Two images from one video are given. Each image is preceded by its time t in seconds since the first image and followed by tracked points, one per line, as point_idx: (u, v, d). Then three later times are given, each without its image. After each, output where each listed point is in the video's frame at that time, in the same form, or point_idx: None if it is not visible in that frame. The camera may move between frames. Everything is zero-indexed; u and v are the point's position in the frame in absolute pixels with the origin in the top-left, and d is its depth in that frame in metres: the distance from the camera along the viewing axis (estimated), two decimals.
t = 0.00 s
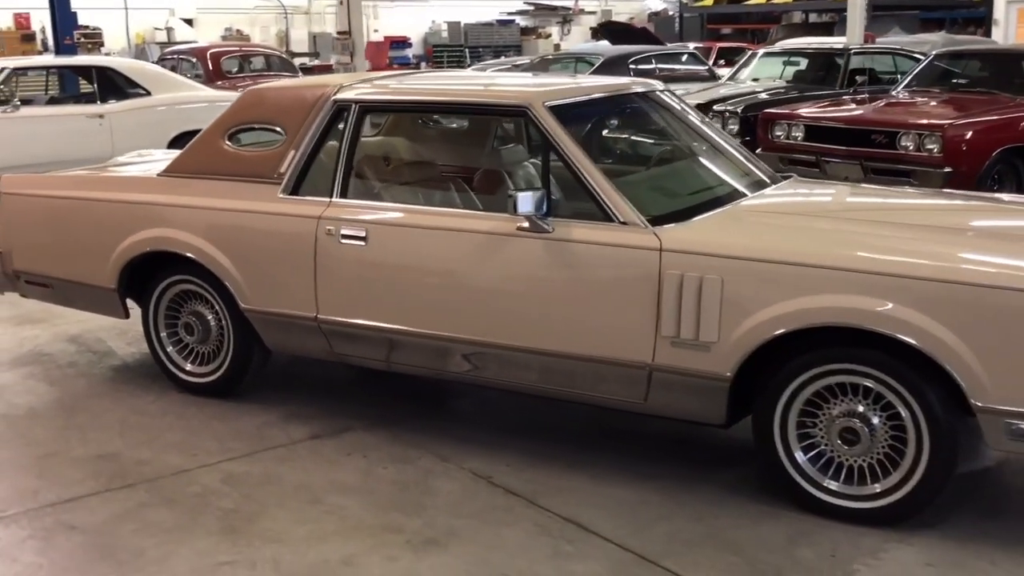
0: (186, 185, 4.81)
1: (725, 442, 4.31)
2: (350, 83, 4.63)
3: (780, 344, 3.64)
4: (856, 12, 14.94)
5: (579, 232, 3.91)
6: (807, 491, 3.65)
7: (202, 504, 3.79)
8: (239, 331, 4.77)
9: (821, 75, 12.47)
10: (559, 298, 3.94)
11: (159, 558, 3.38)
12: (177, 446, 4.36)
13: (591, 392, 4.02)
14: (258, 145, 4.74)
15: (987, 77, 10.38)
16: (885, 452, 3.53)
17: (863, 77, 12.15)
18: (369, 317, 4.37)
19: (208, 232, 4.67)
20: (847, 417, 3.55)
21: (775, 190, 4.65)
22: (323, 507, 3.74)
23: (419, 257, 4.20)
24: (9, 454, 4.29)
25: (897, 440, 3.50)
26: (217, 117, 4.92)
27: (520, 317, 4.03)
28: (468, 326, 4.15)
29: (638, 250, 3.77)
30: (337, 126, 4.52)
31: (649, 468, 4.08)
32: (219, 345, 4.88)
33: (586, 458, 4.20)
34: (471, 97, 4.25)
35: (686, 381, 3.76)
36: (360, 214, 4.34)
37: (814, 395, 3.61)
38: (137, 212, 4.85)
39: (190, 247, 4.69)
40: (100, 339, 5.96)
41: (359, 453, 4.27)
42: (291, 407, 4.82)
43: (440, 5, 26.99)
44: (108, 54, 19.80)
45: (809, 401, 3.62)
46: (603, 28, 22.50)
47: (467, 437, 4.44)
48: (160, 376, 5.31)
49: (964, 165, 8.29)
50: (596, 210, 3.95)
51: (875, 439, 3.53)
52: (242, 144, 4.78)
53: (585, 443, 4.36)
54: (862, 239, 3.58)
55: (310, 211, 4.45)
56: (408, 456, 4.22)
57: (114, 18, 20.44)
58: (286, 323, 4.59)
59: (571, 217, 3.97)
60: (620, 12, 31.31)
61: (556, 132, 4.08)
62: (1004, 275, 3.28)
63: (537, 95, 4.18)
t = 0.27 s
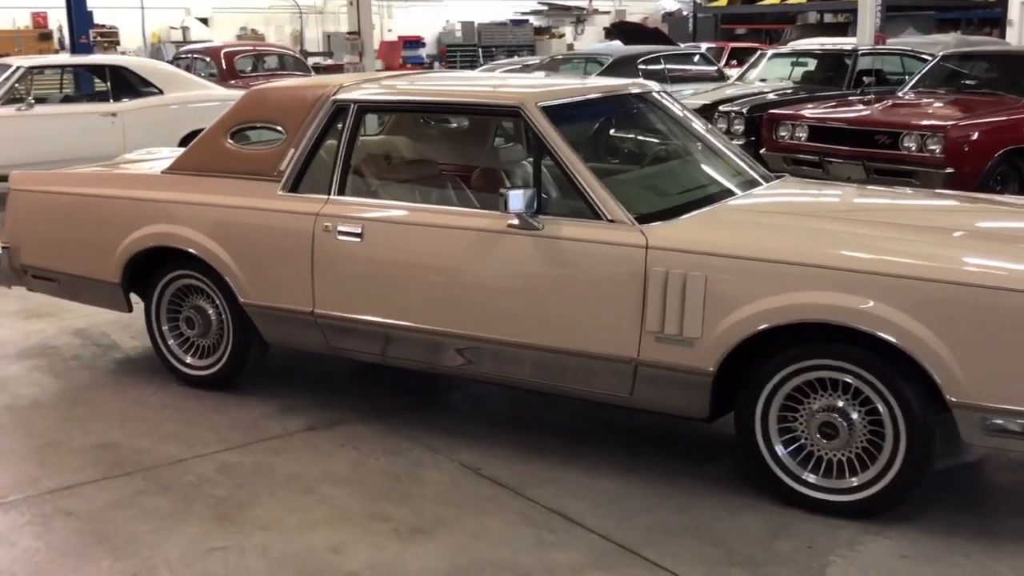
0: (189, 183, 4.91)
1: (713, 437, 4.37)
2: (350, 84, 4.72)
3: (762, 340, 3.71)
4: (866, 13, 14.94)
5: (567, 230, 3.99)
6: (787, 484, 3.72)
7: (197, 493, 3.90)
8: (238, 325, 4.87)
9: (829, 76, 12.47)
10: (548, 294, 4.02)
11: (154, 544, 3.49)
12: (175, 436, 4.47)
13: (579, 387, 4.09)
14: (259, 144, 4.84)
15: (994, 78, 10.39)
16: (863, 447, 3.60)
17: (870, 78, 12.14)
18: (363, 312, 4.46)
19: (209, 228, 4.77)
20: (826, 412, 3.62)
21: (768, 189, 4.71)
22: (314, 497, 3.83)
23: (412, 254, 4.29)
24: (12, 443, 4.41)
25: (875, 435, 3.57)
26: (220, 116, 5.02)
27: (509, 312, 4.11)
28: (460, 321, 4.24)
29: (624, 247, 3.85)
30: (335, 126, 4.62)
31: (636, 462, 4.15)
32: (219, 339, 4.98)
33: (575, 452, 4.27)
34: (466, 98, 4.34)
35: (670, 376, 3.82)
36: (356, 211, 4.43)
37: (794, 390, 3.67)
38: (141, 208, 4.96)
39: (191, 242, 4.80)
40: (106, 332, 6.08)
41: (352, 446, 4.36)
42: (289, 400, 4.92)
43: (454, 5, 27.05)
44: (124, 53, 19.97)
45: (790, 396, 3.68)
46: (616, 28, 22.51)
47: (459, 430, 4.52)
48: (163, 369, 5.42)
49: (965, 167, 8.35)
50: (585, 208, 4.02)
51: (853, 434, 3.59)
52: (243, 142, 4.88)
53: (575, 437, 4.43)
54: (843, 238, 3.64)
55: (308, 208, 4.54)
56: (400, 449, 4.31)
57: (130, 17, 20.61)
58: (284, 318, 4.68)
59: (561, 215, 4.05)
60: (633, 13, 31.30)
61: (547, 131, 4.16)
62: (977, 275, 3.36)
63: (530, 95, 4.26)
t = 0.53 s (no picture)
0: (189, 178, 5.01)
1: (699, 432, 4.45)
2: (348, 82, 4.81)
3: (745, 335, 3.79)
4: (873, 14, 14.97)
5: (556, 226, 4.07)
6: (768, 478, 3.79)
7: (193, 481, 4.00)
8: (237, 319, 4.96)
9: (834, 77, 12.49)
10: (536, 289, 4.10)
11: (148, 530, 3.58)
12: (174, 427, 4.57)
13: (566, 380, 4.17)
14: (259, 140, 4.93)
15: (998, 81, 10.40)
16: (842, 441, 3.66)
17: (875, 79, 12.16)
18: (357, 306, 4.55)
19: (208, 223, 4.87)
20: (806, 406, 3.70)
21: (759, 188, 4.78)
22: (306, 486, 3.93)
23: (405, 249, 4.37)
24: (13, 433, 4.51)
25: (853, 430, 3.64)
26: (221, 113, 5.11)
27: (499, 306, 4.19)
28: (451, 316, 4.32)
29: (611, 244, 3.93)
30: (333, 123, 4.71)
31: (622, 456, 4.23)
32: (218, 333, 5.08)
33: (563, 445, 4.36)
34: (460, 97, 4.43)
35: (655, 369, 3.90)
36: (351, 207, 4.52)
37: (775, 385, 3.75)
38: (142, 203, 5.06)
39: (191, 238, 4.89)
40: (110, 326, 6.20)
41: (345, 437, 4.45)
42: (286, 393, 5.01)
43: (464, 5, 27.15)
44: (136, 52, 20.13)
45: (772, 390, 3.76)
46: (626, 28, 22.54)
47: (451, 424, 4.61)
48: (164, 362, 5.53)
49: (965, 169, 8.41)
50: (575, 205, 4.09)
51: (832, 428, 3.66)
52: (243, 138, 4.97)
53: (565, 431, 4.52)
54: (824, 236, 3.71)
55: (304, 204, 4.63)
56: (393, 441, 4.40)
57: (142, 17, 20.78)
58: (281, 311, 4.78)
59: (550, 212, 4.12)
60: (644, 13, 31.35)
61: (538, 129, 4.24)
62: (955, 271, 3.42)
63: (522, 94, 4.35)
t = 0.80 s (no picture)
0: (187, 175, 5.10)
1: (685, 426, 4.53)
2: (344, 80, 4.90)
3: (727, 330, 3.87)
4: (877, 14, 15.00)
5: (543, 222, 4.15)
6: (748, 470, 3.87)
7: (187, 470, 4.09)
8: (234, 313, 5.05)
9: (837, 77, 12.52)
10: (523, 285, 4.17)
11: (143, 516, 3.67)
12: (171, 418, 4.67)
13: (553, 373, 4.24)
14: (256, 138, 5.02)
15: (1000, 82, 10.45)
16: (819, 434, 3.74)
17: (877, 79, 12.15)
18: (351, 300, 4.63)
19: (205, 219, 4.96)
20: (785, 399, 3.77)
21: (749, 186, 4.85)
22: (298, 475, 4.01)
23: (397, 245, 4.46)
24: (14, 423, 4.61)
25: (831, 422, 3.71)
26: (219, 111, 5.20)
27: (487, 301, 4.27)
28: (441, 310, 4.40)
29: (596, 240, 4.00)
30: (328, 121, 4.80)
31: (608, 449, 4.31)
32: (216, 326, 5.18)
33: (550, 438, 4.44)
34: (452, 96, 4.52)
35: (639, 363, 3.98)
36: (344, 204, 4.60)
37: (755, 378, 3.83)
38: (141, 199, 5.15)
39: (189, 233, 4.98)
40: (112, 320, 6.30)
41: (338, 429, 4.54)
42: (282, 386, 5.11)
43: (473, 4, 27.23)
44: (145, 50, 20.26)
45: (752, 384, 3.84)
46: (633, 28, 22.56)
47: (442, 416, 4.70)
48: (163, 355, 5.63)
49: (964, 168, 8.45)
50: (562, 202, 4.17)
51: (810, 421, 3.74)
52: (241, 136, 5.06)
53: (553, 424, 4.60)
54: (804, 233, 3.79)
55: (299, 200, 4.72)
56: (384, 433, 4.49)
57: (152, 15, 20.91)
58: (277, 306, 4.87)
59: (538, 209, 4.20)
60: (652, 12, 31.37)
61: (527, 127, 4.32)
62: (930, 268, 3.49)
63: (512, 93, 4.43)
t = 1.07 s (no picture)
0: (183, 173, 5.18)
1: (670, 422, 4.59)
2: (337, 80, 4.97)
3: (708, 325, 3.91)
4: (882, 13, 15.01)
5: (528, 219, 4.20)
6: (729, 464, 3.92)
7: (178, 463, 4.17)
8: (229, 309, 5.13)
9: (838, 76, 12.56)
10: (509, 280, 4.22)
11: (131, 508, 3.75)
12: (164, 412, 4.75)
13: (539, 368, 4.29)
14: (251, 136, 5.10)
15: (1001, 81, 10.44)
16: (798, 429, 3.80)
17: (878, 78, 12.24)
18: (342, 296, 4.70)
19: (200, 216, 5.04)
20: (765, 394, 3.82)
21: (737, 184, 4.90)
22: (285, 468, 4.09)
23: (385, 242, 4.52)
24: (11, 417, 4.70)
25: (809, 417, 3.77)
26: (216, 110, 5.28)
27: (474, 297, 4.32)
28: (429, 306, 4.46)
29: (579, 237, 4.04)
30: (321, 120, 4.87)
31: (593, 444, 4.37)
32: (212, 322, 5.26)
33: (537, 433, 4.51)
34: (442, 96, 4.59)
35: (622, 358, 4.02)
36: (335, 201, 4.67)
37: (736, 373, 3.87)
38: (138, 197, 5.23)
39: (184, 230, 5.06)
40: (112, 316, 6.39)
41: (328, 423, 4.62)
42: (276, 381, 5.19)
43: (481, 4, 27.30)
44: (155, 49, 20.40)
45: (732, 379, 3.88)
46: (641, 26, 22.52)
47: (432, 412, 4.77)
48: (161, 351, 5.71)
49: (962, 167, 8.48)
50: (548, 200, 4.22)
51: (789, 416, 3.79)
52: (236, 135, 5.14)
53: (541, 419, 4.67)
54: (784, 231, 3.84)
55: (292, 198, 4.80)
56: (373, 427, 4.56)
57: (162, 14, 21.05)
58: (270, 301, 4.94)
59: (525, 206, 4.25)
60: (661, 11, 31.37)
61: (515, 126, 4.37)
62: (905, 266, 3.52)
63: (501, 92, 4.49)
